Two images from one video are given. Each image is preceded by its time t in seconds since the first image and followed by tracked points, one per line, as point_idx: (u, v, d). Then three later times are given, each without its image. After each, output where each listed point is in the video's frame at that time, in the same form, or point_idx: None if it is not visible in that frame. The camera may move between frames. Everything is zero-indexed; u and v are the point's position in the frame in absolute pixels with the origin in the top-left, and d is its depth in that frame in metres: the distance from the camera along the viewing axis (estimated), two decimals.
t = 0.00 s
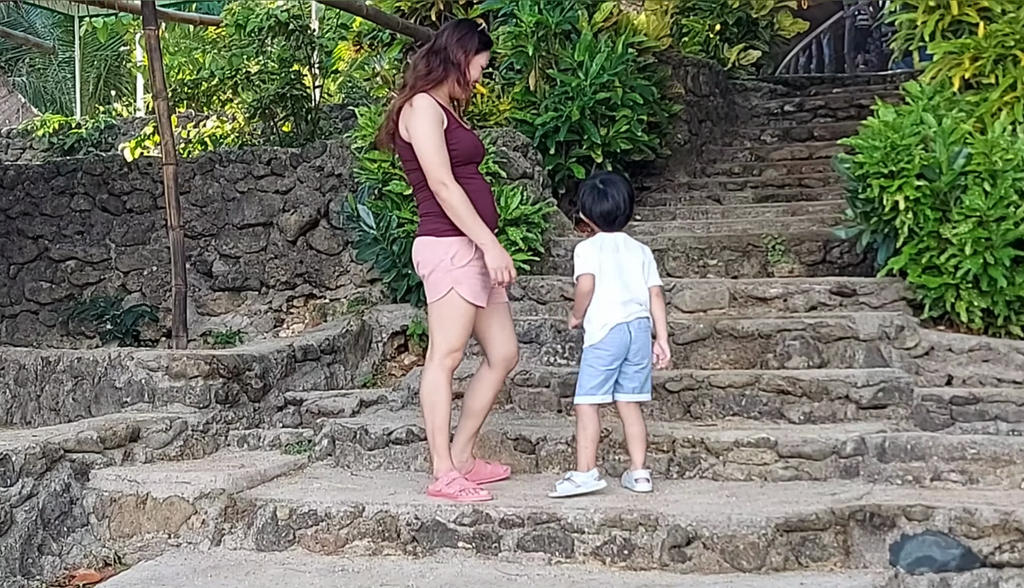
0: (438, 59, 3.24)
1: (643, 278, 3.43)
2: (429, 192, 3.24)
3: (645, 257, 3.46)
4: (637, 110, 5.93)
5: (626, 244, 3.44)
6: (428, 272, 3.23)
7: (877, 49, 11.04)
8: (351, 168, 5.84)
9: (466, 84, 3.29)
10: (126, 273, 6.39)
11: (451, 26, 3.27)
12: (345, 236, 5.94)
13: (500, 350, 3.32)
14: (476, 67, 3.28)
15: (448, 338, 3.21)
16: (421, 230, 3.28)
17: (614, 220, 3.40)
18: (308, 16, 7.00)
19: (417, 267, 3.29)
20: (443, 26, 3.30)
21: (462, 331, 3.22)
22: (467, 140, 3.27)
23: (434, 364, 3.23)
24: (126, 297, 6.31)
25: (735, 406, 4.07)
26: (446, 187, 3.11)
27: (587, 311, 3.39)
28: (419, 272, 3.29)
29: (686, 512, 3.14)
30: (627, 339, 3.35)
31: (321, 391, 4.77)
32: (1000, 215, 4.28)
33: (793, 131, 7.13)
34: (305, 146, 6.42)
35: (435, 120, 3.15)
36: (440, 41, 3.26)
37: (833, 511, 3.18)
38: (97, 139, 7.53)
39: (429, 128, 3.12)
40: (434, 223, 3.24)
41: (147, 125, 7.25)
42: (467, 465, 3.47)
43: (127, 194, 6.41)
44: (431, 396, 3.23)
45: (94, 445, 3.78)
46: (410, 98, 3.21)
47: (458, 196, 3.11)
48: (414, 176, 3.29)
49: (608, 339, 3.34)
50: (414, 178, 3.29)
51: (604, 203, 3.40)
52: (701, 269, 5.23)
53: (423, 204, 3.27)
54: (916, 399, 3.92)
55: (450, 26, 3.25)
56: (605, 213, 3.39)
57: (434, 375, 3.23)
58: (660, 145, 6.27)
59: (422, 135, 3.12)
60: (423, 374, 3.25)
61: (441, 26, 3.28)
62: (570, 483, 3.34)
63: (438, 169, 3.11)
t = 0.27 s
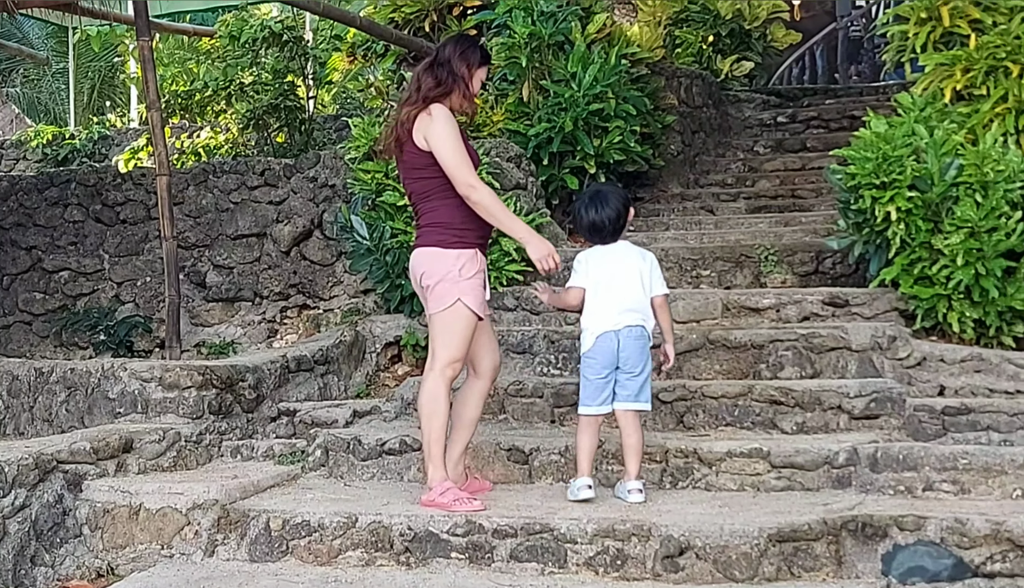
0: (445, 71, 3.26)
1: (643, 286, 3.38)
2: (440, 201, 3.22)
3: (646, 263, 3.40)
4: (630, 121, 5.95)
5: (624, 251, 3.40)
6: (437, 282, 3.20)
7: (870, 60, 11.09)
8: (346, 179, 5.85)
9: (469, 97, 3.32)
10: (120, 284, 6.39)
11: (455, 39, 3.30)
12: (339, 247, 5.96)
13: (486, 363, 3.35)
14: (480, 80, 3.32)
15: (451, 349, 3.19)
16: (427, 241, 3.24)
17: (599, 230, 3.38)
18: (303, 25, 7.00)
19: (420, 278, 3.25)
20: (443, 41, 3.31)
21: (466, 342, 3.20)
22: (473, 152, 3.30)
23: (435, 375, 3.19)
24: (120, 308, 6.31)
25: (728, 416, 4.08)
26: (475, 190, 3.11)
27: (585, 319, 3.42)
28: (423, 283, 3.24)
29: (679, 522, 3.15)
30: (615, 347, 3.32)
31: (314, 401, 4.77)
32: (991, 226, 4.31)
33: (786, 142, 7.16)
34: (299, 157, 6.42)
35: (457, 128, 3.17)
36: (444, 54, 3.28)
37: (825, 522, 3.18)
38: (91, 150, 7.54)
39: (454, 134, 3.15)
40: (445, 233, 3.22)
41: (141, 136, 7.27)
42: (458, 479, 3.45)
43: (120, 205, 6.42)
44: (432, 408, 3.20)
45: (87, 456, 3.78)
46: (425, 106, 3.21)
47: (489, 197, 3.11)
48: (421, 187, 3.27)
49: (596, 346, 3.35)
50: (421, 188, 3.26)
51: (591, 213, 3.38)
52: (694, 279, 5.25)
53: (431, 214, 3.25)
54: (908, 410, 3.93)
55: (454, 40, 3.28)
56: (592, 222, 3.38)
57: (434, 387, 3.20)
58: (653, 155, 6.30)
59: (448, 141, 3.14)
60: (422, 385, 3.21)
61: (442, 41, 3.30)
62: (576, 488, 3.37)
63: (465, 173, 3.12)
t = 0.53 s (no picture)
0: (443, 82, 3.26)
1: (619, 295, 3.39)
2: (440, 211, 3.22)
3: (619, 272, 3.40)
4: (619, 132, 5.97)
5: (597, 260, 3.40)
6: (437, 292, 3.19)
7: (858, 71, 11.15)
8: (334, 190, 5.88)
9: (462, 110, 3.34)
10: (109, 294, 6.38)
11: (448, 52, 3.31)
12: (328, 257, 5.97)
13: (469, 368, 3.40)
14: (472, 93, 3.34)
15: (451, 359, 3.20)
16: (426, 251, 3.23)
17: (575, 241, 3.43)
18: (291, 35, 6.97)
19: (418, 288, 3.23)
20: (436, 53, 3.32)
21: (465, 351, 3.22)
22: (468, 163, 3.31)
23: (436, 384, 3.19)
24: (108, 319, 6.30)
25: (716, 426, 4.09)
26: (481, 200, 3.11)
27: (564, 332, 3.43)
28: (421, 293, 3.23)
29: (667, 533, 3.15)
30: (593, 358, 3.33)
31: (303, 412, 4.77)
32: (978, 236, 4.33)
33: (774, 152, 7.20)
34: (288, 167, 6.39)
35: (461, 140, 3.18)
36: (440, 66, 3.29)
37: (813, 531, 3.19)
38: (80, 160, 7.53)
39: (459, 145, 3.17)
40: (444, 244, 3.22)
41: (131, 147, 7.27)
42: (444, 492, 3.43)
43: (109, 215, 6.41)
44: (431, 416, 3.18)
45: (75, 467, 3.77)
46: (428, 117, 3.21)
47: (497, 207, 3.12)
48: (421, 197, 3.26)
49: (574, 358, 3.36)
50: (421, 199, 3.26)
51: (570, 222, 3.41)
52: (682, 289, 5.26)
53: (430, 224, 3.24)
54: (896, 420, 3.95)
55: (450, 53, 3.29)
56: (569, 232, 3.43)
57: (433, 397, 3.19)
58: (642, 166, 6.32)
59: (454, 151, 3.15)
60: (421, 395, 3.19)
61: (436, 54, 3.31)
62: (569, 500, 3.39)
63: (471, 184, 3.13)
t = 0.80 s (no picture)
0: (421, 84, 3.26)
1: (583, 299, 3.39)
2: (422, 214, 3.23)
3: (582, 274, 3.41)
4: (596, 137, 5.98)
5: (560, 264, 3.41)
6: (423, 295, 3.19)
7: (835, 76, 11.23)
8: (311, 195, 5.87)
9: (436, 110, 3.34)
10: (85, 299, 6.35)
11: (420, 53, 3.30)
12: (305, 262, 5.97)
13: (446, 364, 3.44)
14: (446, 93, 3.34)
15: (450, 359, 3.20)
16: (408, 253, 3.22)
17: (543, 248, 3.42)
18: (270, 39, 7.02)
19: (400, 290, 3.21)
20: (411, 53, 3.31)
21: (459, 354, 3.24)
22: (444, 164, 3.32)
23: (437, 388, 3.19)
24: (85, 324, 6.27)
25: (692, 431, 4.11)
26: (459, 204, 3.13)
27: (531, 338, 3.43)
28: (403, 296, 3.21)
29: (643, 538, 3.16)
30: (563, 363, 3.34)
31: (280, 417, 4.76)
32: (952, 240, 4.36)
33: (751, 157, 7.23)
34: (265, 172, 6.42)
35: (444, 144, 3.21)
36: (417, 67, 3.28)
37: (788, 536, 3.21)
38: (56, 164, 7.49)
39: (443, 150, 3.19)
40: (425, 246, 3.22)
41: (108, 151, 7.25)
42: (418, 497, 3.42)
43: (85, 220, 6.40)
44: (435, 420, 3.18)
45: (49, 473, 3.75)
46: (411, 119, 3.21)
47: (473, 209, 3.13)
48: (400, 200, 3.26)
49: (544, 364, 3.36)
50: (401, 201, 3.25)
51: (539, 228, 3.40)
52: (659, 294, 5.28)
53: (411, 226, 3.24)
54: (871, 425, 3.97)
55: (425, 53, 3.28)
56: (536, 238, 3.41)
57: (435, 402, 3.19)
58: (619, 171, 6.33)
59: (438, 156, 3.17)
60: (423, 400, 3.18)
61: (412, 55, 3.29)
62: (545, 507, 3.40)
63: (452, 188, 3.15)
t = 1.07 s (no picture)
0: (409, 90, 3.27)
1: (567, 303, 3.40)
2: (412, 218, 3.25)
3: (566, 280, 3.42)
4: (582, 144, 6.00)
5: (544, 270, 3.42)
6: (419, 298, 3.23)
7: (820, 83, 11.29)
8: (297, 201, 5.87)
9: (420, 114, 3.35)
10: (71, 305, 6.33)
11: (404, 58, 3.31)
12: (291, 268, 5.99)
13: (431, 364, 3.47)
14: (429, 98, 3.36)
15: (447, 361, 3.27)
16: (400, 257, 3.24)
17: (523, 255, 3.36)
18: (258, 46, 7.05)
19: (393, 294, 3.23)
20: (397, 57, 3.31)
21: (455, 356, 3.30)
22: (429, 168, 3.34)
23: (442, 390, 3.26)
24: (70, 330, 6.25)
25: (678, 437, 4.12)
26: (450, 207, 3.17)
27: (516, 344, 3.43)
28: (396, 300, 3.23)
29: (629, 543, 3.16)
30: (548, 369, 3.35)
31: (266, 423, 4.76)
32: (936, 247, 4.40)
33: (736, 164, 7.27)
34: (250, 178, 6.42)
35: (435, 150, 3.24)
36: (404, 72, 3.28)
37: (773, 542, 3.22)
38: (41, 170, 7.46)
39: (435, 156, 3.22)
40: (417, 250, 3.25)
41: (93, 157, 7.23)
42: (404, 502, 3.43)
43: (71, 226, 6.38)
44: (446, 421, 3.26)
45: (34, 479, 3.76)
46: (402, 124, 3.22)
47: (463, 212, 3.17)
48: (388, 205, 3.27)
49: (528, 371, 3.37)
50: (391, 205, 3.27)
51: (519, 235, 3.35)
52: (645, 300, 5.30)
53: (401, 231, 3.25)
54: (856, 430, 3.99)
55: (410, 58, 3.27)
56: (518, 244, 3.35)
57: (440, 404, 3.25)
58: (606, 177, 6.35)
59: (430, 161, 3.20)
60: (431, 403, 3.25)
61: (398, 59, 3.29)
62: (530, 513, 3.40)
63: (442, 192, 3.19)
